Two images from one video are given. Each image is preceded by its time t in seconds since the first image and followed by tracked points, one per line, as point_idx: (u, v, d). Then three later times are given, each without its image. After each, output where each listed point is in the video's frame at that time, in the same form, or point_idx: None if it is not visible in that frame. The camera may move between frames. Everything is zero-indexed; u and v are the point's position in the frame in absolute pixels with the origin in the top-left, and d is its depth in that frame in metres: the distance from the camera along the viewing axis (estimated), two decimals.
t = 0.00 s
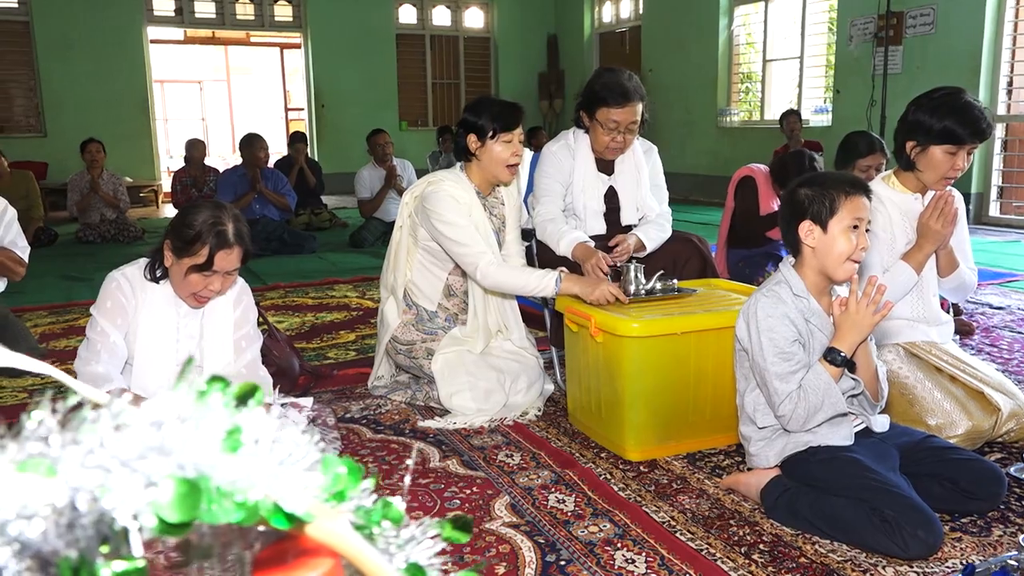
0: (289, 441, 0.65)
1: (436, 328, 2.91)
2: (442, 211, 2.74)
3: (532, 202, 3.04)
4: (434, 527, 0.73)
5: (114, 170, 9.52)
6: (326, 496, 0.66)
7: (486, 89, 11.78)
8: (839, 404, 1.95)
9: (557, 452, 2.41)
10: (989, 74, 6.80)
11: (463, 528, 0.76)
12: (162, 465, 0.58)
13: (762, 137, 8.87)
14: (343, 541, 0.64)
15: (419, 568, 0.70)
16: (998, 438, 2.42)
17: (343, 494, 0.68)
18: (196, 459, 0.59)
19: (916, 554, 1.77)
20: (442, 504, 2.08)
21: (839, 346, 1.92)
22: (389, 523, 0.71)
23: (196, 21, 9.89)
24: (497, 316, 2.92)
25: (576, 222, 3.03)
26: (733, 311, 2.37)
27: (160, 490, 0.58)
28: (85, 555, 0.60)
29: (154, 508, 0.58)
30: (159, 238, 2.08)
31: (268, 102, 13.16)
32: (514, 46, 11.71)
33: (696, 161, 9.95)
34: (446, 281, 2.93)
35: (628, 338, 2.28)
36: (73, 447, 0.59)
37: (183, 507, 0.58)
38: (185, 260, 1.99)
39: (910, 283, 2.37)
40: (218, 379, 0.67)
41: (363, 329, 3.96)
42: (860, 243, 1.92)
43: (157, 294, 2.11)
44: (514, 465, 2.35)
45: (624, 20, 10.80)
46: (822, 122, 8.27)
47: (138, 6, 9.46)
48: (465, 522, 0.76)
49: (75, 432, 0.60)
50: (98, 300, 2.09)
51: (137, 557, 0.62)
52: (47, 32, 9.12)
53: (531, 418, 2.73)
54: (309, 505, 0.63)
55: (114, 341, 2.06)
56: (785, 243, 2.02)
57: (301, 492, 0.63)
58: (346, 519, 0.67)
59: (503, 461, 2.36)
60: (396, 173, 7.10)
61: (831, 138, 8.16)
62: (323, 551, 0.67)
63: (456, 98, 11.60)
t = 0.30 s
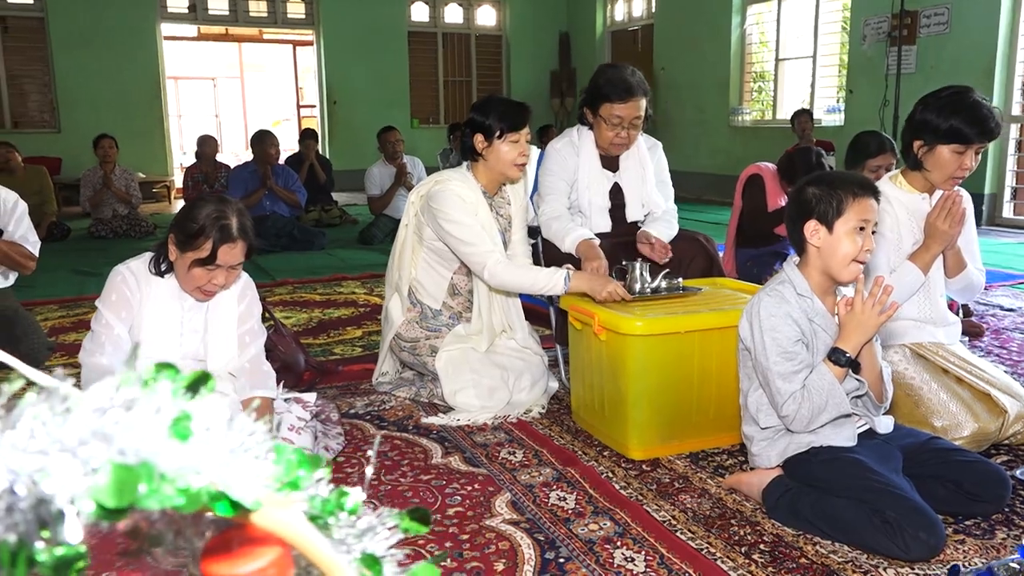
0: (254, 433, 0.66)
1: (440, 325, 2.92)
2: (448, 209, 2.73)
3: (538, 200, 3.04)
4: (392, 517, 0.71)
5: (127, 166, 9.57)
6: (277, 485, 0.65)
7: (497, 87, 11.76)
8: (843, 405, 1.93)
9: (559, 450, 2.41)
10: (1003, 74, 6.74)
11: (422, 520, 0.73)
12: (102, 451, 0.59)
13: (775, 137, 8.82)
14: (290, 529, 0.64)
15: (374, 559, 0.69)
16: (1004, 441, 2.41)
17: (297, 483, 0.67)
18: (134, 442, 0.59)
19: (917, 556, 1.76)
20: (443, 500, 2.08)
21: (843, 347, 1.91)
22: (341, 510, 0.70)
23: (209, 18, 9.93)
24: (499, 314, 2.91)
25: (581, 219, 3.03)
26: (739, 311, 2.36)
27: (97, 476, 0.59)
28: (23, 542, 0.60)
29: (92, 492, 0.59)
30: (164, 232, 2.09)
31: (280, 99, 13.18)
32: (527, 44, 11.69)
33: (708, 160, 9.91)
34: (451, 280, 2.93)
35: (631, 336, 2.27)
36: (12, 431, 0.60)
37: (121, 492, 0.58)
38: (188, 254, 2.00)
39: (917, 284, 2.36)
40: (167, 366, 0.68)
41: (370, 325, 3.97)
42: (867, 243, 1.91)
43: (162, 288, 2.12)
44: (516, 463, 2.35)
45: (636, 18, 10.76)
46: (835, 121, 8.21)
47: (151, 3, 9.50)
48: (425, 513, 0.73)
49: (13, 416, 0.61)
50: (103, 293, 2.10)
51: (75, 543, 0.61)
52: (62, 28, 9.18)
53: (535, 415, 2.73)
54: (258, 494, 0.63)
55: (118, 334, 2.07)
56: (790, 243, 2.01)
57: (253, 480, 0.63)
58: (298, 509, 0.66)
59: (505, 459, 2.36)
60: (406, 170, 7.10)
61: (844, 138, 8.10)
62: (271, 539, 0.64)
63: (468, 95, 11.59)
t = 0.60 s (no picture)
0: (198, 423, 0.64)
1: (443, 322, 2.92)
2: (453, 208, 2.73)
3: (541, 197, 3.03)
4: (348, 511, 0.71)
5: (136, 162, 9.60)
6: (226, 476, 0.63)
7: (507, 85, 11.76)
8: (847, 407, 1.92)
9: (560, 447, 2.40)
10: (1014, 72, 6.70)
11: (378, 514, 0.75)
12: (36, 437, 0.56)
13: (783, 135, 8.78)
14: (239, 523, 0.61)
15: (325, 554, 0.67)
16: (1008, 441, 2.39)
17: (245, 475, 0.65)
18: (74, 434, 0.56)
19: (917, 557, 1.75)
20: (442, 497, 2.08)
21: (850, 349, 1.89)
22: (295, 504, 0.68)
23: (219, 15, 9.96)
24: (502, 312, 2.91)
25: (584, 216, 3.03)
26: (743, 310, 2.35)
27: (29, 467, 0.55)
28: None
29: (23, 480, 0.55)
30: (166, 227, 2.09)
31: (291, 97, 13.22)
32: (536, 42, 11.67)
33: (717, 158, 9.88)
34: (454, 279, 2.93)
35: (633, 334, 2.27)
36: None
37: (56, 481, 0.55)
38: (189, 250, 2.01)
39: (921, 283, 2.34)
40: (114, 356, 0.66)
41: (374, 322, 3.98)
42: (879, 247, 1.89)
43: (164, 283, 2.12)
44: (517, 460, 2.35)
45: (646, 17, 10.74)
46: (844, 120, 8.16)
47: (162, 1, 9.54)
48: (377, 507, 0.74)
49: None
50: (105, 288, 2.10)
51: None
52: (74, 25, 9.23)
53: (537, 413, 2.73)
54: (204, 484, 0.60)
55: (120, 328, 2.07)
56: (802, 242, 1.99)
57: (200, 470, 0.60)
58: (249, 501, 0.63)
59: (506, 456, 2.36)
60: (414, 168, 7.10)
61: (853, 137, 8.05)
62: (218, 532, 0.60)
63: (477, 93, 11.60)
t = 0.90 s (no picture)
0: (137, 422, 0.58)
1: (444, 322, 2.91)
2: (457, 210, 2.72)
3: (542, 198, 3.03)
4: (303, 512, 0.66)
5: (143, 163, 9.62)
6: (168, 474, 0.58)
7: (514, 86, 11.77)
8: (855, 416, 1.91)
9: (559, 448, 2.39)
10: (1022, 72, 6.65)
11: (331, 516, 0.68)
12: None
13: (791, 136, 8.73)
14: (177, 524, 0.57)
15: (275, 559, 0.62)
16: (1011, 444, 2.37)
17: (190, 474, 0.60)
18: None
19: (917, 560, 1.74)
20: (440, 498, 2.08)
21: (862, 357, 1.88)
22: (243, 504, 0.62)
23: (226, 16, 9.99)
24: (502, 313, 2.90)
25: (585, 216, 3.02)
26: (744, 312, 2.34)
27: None
28: None
29: None
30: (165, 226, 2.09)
31: (298, 99, 13.24)
32: (543, 42, 11.66)
33: (724, 160, 9.84)
34: (456, 280, 2.92)
35: (632, 335, 2.26)
36: None
37: None
38: (187, 249, 2.01)
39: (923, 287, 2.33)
40: (48, 349, 0.60)
41: (376, 323, 3.97)
42: (903, 261, 1.86)
43: (162, 283, 2.11)
44: (516, 461, 2.34)
45: (652, 18, 10.73)
46: (851, 121, 8.12)
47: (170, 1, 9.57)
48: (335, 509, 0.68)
49: None
50: (104, 287, 2.10)
51: None
52: (82, 26, 9.26)
53: (537, 414, 2.72)
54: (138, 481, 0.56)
55: (118, 326, 2.07)
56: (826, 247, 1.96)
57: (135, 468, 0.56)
58: (191, 502, 0.59)
59: (504, 457, 2.35)
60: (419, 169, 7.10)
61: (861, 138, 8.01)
62: (157, 532, 0.57)
63: (483, 94, 11.59)
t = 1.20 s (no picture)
0: (69, 417, 0.58)
1: (441, 324, 2.91)
2: (459, 213, 2.70)
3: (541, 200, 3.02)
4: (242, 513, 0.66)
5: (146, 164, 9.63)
6: (97, 471, 0.58)
7: (518, 89, 11.76)
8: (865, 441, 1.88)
9: (554, 451, 2.39)
10: None
11: (272, 513, 0.69)
12: None
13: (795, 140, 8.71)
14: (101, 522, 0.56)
15: (210, 556, 0.63)
16: (1010, 450, 2.35)
17: (122, 472, 0.59)
18: None
19: (911, 566, 1.72)
20: (433, 500, 2.07)
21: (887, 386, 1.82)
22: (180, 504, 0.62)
23: (231, 18, 10.00)
24: (500, 315, 2.88)
25: (582, 218, 3.02)
26: (742, 315, 2.32)
27: None
28: None
29: None
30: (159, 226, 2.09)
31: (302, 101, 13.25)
32: (547, 44, 11.66)
33: (727, 164, 9.82)
34: (454, 283, 2.92)
35: (628, 338, 2.24)
36: None
37: None
38: (180, 250, 2.00)
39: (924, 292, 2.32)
40: None
41: (375, 324, 3.97)
42: (950, 303, 1.75)
43: (156, 283, 2.11)
44: (509, 464, 2.33)
45: (656, 21, 10.73)
46: (854, 125, 8.10)
47: (174, 3, 9.59)
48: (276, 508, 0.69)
49: None
50: (98, 286, 2.09)
51: None
52: (87, 27, 9.29)
53: (533, 417, 2.71)
54: (64, 477, 0.56)
55: (111, 326, 2.06)
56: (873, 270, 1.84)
57: (61, 463, 0.56)
58: (122, 500, 0.59)
59: (499, 460, 2.34)
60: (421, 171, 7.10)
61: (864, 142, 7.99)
62: (83, 529, 0.56)
63: (487, 97, 11.59)
